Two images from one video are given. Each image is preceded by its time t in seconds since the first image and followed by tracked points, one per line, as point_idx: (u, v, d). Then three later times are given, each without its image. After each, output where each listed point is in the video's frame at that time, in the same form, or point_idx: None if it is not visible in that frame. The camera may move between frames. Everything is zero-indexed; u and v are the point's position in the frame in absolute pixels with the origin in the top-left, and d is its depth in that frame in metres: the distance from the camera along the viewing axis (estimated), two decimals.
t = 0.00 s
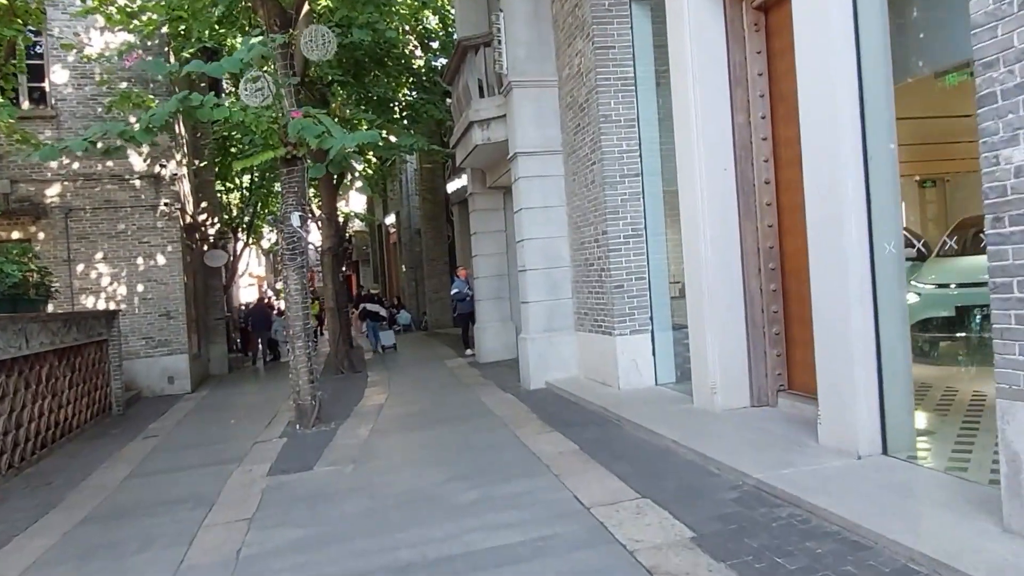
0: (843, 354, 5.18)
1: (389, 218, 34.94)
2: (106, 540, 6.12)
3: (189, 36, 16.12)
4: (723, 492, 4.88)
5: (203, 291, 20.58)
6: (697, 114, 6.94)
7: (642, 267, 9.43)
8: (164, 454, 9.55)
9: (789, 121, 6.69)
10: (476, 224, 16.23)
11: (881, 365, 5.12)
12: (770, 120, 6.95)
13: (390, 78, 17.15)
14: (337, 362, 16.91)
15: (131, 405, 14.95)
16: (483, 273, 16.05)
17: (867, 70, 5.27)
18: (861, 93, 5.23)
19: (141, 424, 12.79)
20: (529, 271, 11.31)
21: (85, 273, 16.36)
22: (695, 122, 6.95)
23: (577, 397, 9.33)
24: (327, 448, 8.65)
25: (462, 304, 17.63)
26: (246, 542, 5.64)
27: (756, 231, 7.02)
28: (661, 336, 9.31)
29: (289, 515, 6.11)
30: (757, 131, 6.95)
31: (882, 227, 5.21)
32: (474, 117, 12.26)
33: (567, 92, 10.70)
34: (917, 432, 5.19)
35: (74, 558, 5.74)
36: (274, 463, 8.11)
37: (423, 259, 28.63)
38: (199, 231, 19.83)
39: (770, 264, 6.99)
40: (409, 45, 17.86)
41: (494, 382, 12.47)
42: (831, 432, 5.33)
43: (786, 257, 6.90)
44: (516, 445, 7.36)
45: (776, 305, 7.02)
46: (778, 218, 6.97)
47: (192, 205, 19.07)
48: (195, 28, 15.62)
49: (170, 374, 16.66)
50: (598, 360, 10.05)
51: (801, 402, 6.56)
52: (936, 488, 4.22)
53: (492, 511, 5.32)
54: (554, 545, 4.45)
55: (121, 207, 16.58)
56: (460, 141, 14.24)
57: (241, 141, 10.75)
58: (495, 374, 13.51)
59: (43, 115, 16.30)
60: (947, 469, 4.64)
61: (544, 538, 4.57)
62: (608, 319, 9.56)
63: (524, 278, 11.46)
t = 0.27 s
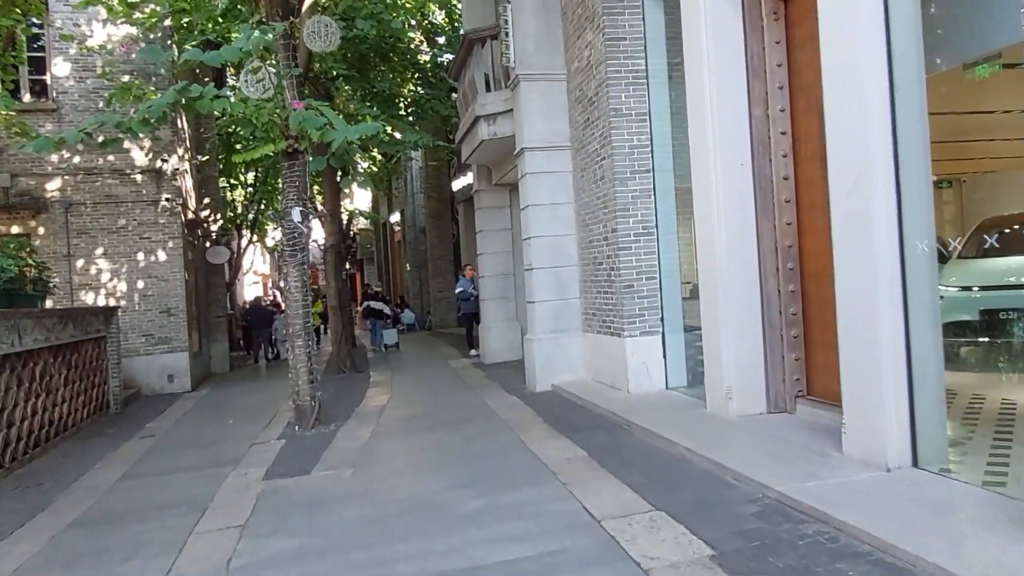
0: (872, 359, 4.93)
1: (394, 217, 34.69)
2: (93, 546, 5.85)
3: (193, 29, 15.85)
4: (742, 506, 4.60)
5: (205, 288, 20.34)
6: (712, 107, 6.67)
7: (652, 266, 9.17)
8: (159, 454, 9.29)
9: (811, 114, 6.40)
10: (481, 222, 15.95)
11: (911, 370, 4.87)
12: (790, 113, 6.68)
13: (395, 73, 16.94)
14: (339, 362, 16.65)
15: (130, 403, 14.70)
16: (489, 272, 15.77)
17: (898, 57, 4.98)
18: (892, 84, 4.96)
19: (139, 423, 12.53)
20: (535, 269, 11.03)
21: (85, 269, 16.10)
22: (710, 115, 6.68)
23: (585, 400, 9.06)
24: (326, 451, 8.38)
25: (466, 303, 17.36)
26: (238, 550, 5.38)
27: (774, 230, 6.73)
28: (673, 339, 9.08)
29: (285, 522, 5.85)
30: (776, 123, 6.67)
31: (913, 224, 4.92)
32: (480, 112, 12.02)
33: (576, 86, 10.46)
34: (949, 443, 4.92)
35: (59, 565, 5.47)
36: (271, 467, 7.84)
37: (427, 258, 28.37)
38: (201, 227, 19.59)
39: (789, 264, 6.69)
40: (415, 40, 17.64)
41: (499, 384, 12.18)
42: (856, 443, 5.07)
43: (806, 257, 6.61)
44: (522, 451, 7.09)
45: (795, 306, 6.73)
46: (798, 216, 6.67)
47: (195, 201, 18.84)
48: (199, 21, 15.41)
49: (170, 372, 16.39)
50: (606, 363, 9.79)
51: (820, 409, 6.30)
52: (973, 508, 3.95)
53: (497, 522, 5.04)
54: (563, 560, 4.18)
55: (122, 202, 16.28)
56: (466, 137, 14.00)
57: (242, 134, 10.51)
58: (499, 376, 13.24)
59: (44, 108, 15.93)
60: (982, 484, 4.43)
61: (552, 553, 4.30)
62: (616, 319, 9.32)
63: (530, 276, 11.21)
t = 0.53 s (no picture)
0: (917, 366, 4.68)
1: (410, 215, 34.53)
2: (99, 553, 5.66)
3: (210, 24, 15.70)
4: (776, 522, 4.33)
5: (221, 286, 20.24)
6: (743, 101, 6.61)
7: (675, 267, 8.94)
8: (170, 455, 9.10)
9: (845, 108, 6.30)
10: (498, 220, 15.70)
11: (958, 380, 4.60)
12: (824, 106, 6.58)
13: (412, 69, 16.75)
14: (354, 361, 16.46)
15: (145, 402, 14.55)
16: (505, 271, 15.53)
17: (948, 41, 4.65)
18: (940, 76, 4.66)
19: (152, 422, 12.36)
20: (553, 268, 10.79)
21: (102, 266, 15.88)
22: (738, 111, 6.62)
23: (604, 403, 8.78)
24: (340, 455, 8.17)
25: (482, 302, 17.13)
26: (247, 560, 5.16)
27: (805, 228, 6.65)
28: (696, 340, 8.78)
29: (295, 530, 5.64)
30: (807, 118, 6.58)
31: (962, 225, 4.64)
32: (499, 107, 11.82)
33: (597, 81, 10.31)
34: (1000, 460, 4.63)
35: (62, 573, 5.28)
36: (283, 470, 7.64)
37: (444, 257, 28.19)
38: (217, 224, 19.48)
39: (821, 264, 6.58)
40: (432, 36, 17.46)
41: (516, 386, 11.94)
42: (894, 456, 4.84)
43: (839, 256, 6.49)
44: (540, 457, 6.83)
45: (828, 308, 6.60)
46: (831, 214, 6.57)
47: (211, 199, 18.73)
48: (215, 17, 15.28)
49: (185, 370, 16.19)
50: (626, 366, 9.51)
51: (854, 417, 6.18)
52: None
53: (516, 535, 4.80)
54: None
55: (139, 199, 16.02)
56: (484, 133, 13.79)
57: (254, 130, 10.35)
58: (516, 377, 13.00)
59: (61, 105, 15.87)
60: None
61: (575, 571, 4.05)
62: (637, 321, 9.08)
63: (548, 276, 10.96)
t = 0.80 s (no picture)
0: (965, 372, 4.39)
1: (425, 213, 34.39)
2: (100, 561, 5.47)
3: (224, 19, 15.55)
4: (811, 541, 4.07)
5: (235, 285, 20.13)
6: (772, 93, 6.44)
7: (697, 266, 8.66)
8: (179, 457, 8.93)
9: (880, 98, 6.08)
10: (514, 218, 15.44)
11: (1008, 387, 4.32)
12: (857, 97, 6.35)
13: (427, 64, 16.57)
14: (368, 361, 16.29)
15: (157, 401, 14.42)
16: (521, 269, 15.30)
17: (999, 22, 4.37)
18: (992, 61, 4.37)
19: (164, 421, 12.21)
20: (571, 267, 10.54)
21: (116, 264, 15.70)
22: (767, 104, 6.47)
23: (623, 406, 8.56)
24: (352, 458, 7.96)
25: (498, 301, 16.88)
26: (252, 570, 4.96)
27: (837, 225, 6.42)
28: (719, 342, 8.55)
29: (303, 540, 5.43)
30: (840, 110, 6.37)
31: (1014, 221, 4.35)
32: (515, 102, 11.63)
33: (618, 73, 10.07)
34: None
35: None
36: (293, 475, 7.44)
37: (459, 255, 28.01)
38: (231, 222, 19.36)
39: (854, 262, 6.36)
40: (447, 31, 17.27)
41: (531, 387, 11.70)
42: (939, 469, 4.59)
43: (873, 253, 6.26)
44: (558, 464, 6.58)
45: (861, 310, 6.37)
46: (865, 211, 6.34)
47: (225, 197, 18.60)
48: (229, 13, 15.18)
49: (199, 369, 16.03)
50: (645, 368, 9.26)
51: (887, 424, 5.97)
52: None
53: (533, 548, 4.57)
54: None
55: (153, 197, 15.88)
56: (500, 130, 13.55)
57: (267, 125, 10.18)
58: (532, 378, 12.76)
59: (76, 102, 15.80)
60: None
61: None
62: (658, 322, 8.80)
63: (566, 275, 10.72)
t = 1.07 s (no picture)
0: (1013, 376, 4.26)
1: (434, 212, 34.10)
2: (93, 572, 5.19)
3: (232, 13, 15.23)
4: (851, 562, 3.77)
5: (243, 283, 19.87)
6: (802, 88, 6.50)
7: (716, 265, 8.50)
8: (180, 461, 8.64)
9: (914, 93, 6.11)
10: (525, 217, 15.14)
11: None
12: (889, 87, 6.41)
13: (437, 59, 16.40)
14: (375, 361, 16.03)
15: (162, 402, 14.13)
16: (532, 269, 15.00)
17: None
18: None
19: (168, 423, 11.91)
20: (584, 266, 10.25)
21: (122, 262, 15.33)
22: (794, 98, 6.52)
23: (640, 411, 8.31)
24: (358, 463, 7.70)
25: (508, 302, 16.58)
26: None
27: (867, 221, 6.47)
28: (740, 345, 8.36)
29: (305, 552, 5.15)
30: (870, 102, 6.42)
31: None
32: (528, 96, 11.43)
33: (633, 66, 9.86)
34: None
35: None
36: (297, 480, 7.17)
37: (468, 255, 27.74)
38: (239, 220, 19.10)
39: (887, 262, 6.37)
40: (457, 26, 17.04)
41: (542, 389, 11.41)
42: (993, 484, 4.36)
43: (905, 252, 6.27)
44: (573, 473, 6.28)
45: (892, 311, 6.37)
46: (897, 207, 6.36)
47: (232, 194, 18.35)
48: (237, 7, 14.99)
49: (205, 369, 15.74)
50: (661, 372, 9.06)
51: (923, 432, 5.94)
52: None
53: (550, 566, 4.27)
54: None
55: (159, 194, 15.48)
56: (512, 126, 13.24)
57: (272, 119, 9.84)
58: (543, 380, 12.48)
59: (83, 98, 15.59)
60: None
61: None
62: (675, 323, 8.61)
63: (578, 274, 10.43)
